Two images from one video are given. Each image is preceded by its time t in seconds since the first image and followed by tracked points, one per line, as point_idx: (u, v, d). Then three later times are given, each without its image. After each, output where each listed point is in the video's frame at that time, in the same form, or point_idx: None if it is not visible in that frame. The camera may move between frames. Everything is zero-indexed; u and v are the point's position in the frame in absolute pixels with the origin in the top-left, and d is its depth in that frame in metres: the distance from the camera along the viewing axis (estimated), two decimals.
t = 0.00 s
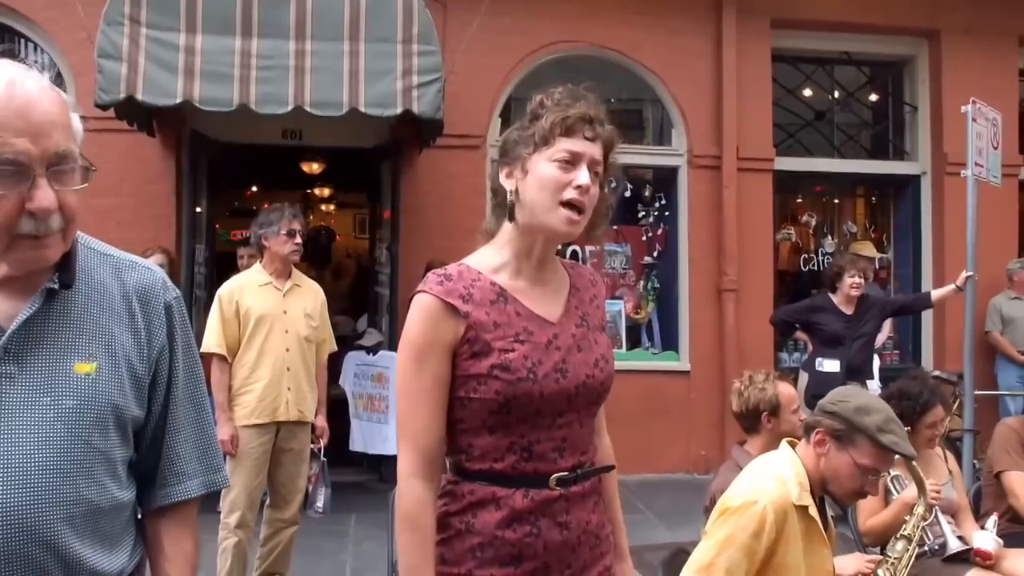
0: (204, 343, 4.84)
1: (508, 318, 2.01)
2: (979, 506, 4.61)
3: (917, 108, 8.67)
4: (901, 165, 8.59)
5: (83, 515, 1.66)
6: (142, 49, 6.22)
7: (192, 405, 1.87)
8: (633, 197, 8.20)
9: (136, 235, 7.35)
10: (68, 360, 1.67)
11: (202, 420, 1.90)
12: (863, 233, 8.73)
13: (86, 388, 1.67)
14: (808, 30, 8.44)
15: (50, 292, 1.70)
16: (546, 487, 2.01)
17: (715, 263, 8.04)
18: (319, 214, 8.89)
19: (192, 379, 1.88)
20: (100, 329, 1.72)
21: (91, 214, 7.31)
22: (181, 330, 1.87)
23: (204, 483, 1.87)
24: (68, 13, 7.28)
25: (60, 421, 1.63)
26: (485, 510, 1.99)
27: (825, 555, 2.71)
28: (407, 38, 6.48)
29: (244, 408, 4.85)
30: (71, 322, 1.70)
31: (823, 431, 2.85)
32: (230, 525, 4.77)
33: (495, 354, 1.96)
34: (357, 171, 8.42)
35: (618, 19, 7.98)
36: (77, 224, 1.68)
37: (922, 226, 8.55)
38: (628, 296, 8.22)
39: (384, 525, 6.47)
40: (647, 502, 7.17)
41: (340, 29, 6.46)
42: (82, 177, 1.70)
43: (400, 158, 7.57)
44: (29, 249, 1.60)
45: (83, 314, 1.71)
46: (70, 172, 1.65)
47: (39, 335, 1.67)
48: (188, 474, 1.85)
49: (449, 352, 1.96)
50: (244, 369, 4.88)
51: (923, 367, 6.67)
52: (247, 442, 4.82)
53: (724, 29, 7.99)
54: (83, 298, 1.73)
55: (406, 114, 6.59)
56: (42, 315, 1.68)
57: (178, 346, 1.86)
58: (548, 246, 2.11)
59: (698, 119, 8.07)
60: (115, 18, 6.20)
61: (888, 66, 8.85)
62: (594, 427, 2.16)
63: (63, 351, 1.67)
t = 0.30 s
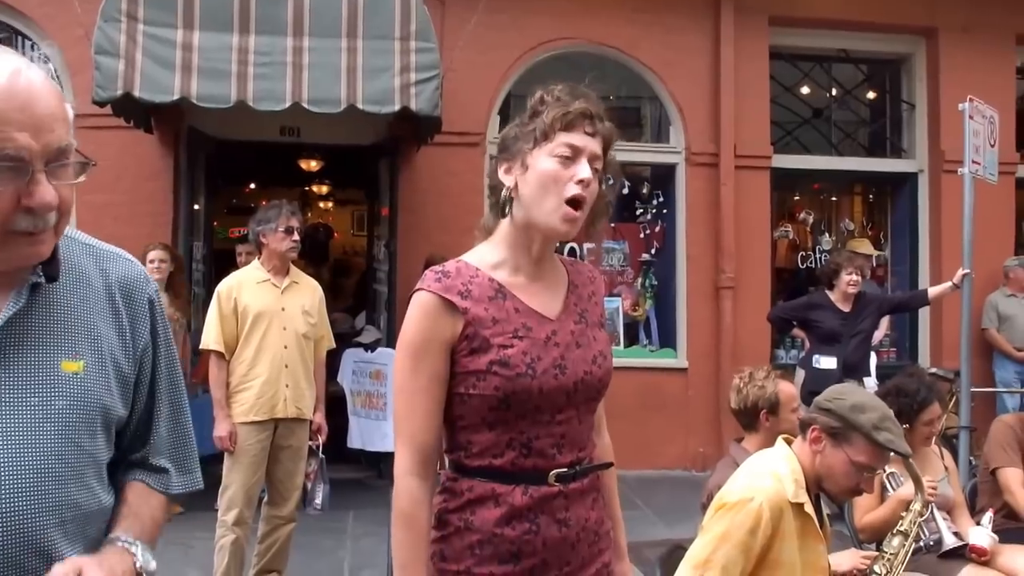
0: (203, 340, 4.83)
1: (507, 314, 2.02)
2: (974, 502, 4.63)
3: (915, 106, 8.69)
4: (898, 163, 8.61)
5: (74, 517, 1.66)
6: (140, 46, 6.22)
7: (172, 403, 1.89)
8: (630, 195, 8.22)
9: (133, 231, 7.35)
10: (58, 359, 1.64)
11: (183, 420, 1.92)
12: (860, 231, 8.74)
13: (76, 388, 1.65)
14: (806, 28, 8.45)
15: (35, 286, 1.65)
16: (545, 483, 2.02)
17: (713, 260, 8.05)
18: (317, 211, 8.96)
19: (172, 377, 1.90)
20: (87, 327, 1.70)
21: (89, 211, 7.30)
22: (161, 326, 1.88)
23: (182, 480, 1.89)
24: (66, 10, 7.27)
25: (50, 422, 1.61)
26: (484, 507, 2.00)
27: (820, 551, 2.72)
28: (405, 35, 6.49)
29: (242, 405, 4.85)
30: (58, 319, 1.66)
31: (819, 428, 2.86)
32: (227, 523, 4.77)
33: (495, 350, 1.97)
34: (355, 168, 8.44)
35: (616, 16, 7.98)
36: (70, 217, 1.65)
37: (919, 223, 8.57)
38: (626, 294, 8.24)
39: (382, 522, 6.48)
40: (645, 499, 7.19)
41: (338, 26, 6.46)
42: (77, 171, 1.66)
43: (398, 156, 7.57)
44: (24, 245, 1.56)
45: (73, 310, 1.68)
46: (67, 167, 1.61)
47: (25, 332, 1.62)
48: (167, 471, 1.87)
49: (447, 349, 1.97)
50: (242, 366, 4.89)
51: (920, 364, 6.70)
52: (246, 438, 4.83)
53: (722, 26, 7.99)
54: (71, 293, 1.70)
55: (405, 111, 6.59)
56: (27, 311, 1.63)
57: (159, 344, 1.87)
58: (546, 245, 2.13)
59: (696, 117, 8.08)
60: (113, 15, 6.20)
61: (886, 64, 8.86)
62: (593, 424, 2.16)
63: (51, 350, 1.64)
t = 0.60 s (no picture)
0: (202, 339, 4.83)
1: (505, 311, 2.02)
2: (971, 500, 4.64)
3: (913, 105, 8.70)
4: (896, 162, 8.63)
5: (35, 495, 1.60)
6: (138, 44, 6.22)
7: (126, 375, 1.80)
8: (629, 194, 8.24)
9: (131, 229, 7.34)
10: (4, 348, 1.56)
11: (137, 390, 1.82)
12: (858, 230, 8.76)
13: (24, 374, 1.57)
14: (805, 27, 8.45)
15: None
16: (544, 481, 2.02)
17: (711, 259, 8.07)
18: (315, 209, 9.02)
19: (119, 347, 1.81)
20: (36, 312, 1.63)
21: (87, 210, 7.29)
22: (111, 305, 1.81)
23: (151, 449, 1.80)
24: (64, 9, 7.27)
25: None
26: (483, 505, 2.01)
27: (815, 546, 2.71)
28: (403, 34, 6.49)
29: (240, 402, 4.85)
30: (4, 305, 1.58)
31: (815, 424, 2.87)
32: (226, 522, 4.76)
33: (494, 346, 1.98)
34: (354, 167, 8.45)
35: (614, 15, 7.99)
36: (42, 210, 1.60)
37: (917, 222, 8.58)
38: (625, 293, 8.28)
39: (381, 520, 6.49)
40: (642, 497, 7.20)
41: (336, 25, 6.47)
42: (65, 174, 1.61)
43: (396, 155, 7.58)
44: None
45: (15, 291, 1.61)
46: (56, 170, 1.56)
47: None
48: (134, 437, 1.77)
49: (445, 347, 1.98)
50: (240, 365, 4.90)
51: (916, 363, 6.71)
52: (244, 437, 4.83)
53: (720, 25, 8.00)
54: (15, 275, 1.62)
55: (403, 109, 6.59)
56: None
57: (100, 313, 1.79)
58: (541, 236, 2.13)
59: (695, 116, 8.09)
60: (110, 13, 6.20)
61: (884, 63, 8.86)
62: (592, 421, 2.16)
63: None
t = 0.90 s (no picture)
0: (200, 338, 4.83)
1: (502, 310, 2.02)
2: (968, 500, 4.65)
3: (911, 105, 8.71)
4: (895, 163, 8.64)
5: None
6: (137, 44, 6.22)
7: (85, 346, 1.72)
8: (628, 194, 8.25)
9: (130, 228, 7.33)
10: None
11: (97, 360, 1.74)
12: (856, 231, 8.76)
13: None
14: (803, 27, 8.46)
15: None
16: (542, 481, 2.03)
17: (710, 259, 8.07)
18: (314, 209, 9.02)
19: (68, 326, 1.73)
20: None
21: (86, 210, 7.28)
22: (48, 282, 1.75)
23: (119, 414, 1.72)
24: (64, 9, 7.26)
25: None
26: (481, 505, 2.01)
27: (813, 544, 2.72)
28: (401, 34, 6.49)
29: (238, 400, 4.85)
30: None
31: (813, 424, 2.87)
32: (224, 521, 4.75)
33: (491, 346, 1.98)
34: (353, 166, 8.45)
35: (613, 15, 7.99)
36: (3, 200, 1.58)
37: (915, 222, 8.59)
38: (623, 293, 8.28)
39: (379, 519, 6.49)
40: (641, 497, 7.20)
41: (334, 24, 6.47)
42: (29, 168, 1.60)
43: (395, 154, 7.58)
44: None
45: None
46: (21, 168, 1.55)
47: None
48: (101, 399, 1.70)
49: (443, 346, 1.98)
50: (239, 364, 4.90)
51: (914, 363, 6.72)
52: (243, 436, 4.83)
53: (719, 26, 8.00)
54: None
55: (401, 109, 6.59)
56: None
57: (49, 292, 1.73)
58: (535, 238, 2.14)
59: (693, 116, 8.10)
60: (109, 12, 6.20)
61: (883, 64, 8.87)
62: (588, 421, 2.16)
63: None
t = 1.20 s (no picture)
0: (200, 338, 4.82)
1: (501, 312, 2.02)
2: (967, 500, 4.64)
3: (910, 107, 8.71)
4: (894, 164, 8.64)
5: None
6: (136, 44, 6.22)
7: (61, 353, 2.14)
8: (626, 194, 8.26)
9: (129, 228, 7.32)
10: None
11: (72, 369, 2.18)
12: (854, 231, 8.77)
13: None
14: (802, 28, 8.46)
15: None
16: (540, 481, 2.03)
17: (709, 260, 8.07)
18: (313, 209, 9.07)
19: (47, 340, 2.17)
20: None
21: (84, 210, 7.28)
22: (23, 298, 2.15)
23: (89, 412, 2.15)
24: (63, 9, 7.27)
25: None
26: (479, 506, 2.01)
27: (812, 544, 2.72)
28: (401, 34, 6.49)
29: (236, 400, 4.86)
30: None
31: (812, 424, 2.86)
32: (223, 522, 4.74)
33: (489, 347, 1.98)
34: (351, 167, 8.46)
35: (612, 15, 7.99)
36: None
37: (914, 222, 8.59)
38: (621, 294, 8.29)
39: (377, 520, 6.49)
40: (639, 497, 7.21)
41: (333, 25, 6.46)
42: None
43: (395, 155, 7.59)
44: None
45: None
46: None
47: None
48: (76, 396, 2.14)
49: (441, 348, 1.97)
50: (238, 364, 4.90)
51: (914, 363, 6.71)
52: (241, 437, 4.82)
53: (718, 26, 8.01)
54: None
55: (400, 110, 6.59)
56: None
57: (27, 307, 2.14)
58: (535, 238, 2.13)
59: (693, 117, 8.10)
60: (108, 13, 6.20)
61: (882, 65, 8.87)
62: (587, 422, 2.16)
63: None
